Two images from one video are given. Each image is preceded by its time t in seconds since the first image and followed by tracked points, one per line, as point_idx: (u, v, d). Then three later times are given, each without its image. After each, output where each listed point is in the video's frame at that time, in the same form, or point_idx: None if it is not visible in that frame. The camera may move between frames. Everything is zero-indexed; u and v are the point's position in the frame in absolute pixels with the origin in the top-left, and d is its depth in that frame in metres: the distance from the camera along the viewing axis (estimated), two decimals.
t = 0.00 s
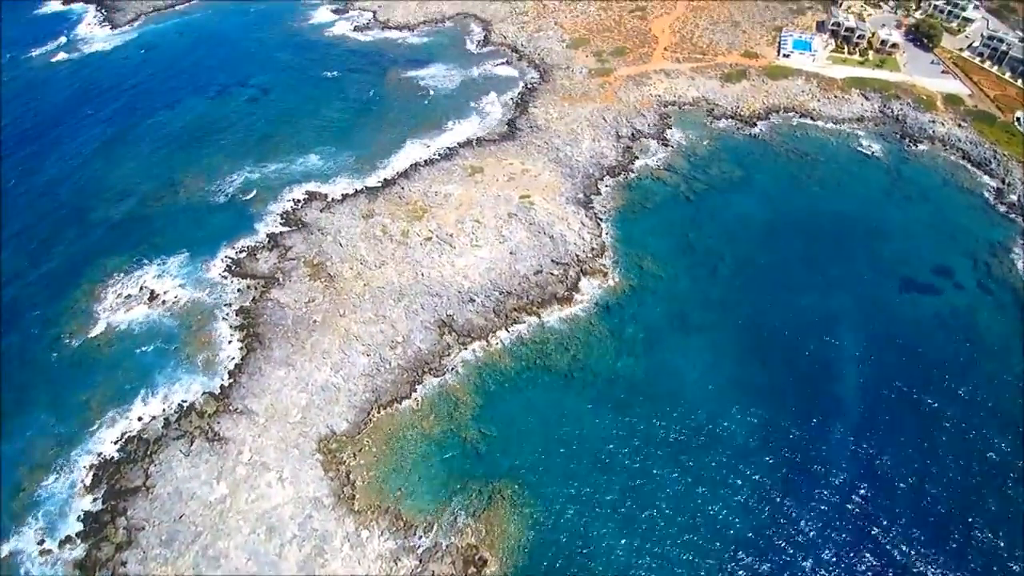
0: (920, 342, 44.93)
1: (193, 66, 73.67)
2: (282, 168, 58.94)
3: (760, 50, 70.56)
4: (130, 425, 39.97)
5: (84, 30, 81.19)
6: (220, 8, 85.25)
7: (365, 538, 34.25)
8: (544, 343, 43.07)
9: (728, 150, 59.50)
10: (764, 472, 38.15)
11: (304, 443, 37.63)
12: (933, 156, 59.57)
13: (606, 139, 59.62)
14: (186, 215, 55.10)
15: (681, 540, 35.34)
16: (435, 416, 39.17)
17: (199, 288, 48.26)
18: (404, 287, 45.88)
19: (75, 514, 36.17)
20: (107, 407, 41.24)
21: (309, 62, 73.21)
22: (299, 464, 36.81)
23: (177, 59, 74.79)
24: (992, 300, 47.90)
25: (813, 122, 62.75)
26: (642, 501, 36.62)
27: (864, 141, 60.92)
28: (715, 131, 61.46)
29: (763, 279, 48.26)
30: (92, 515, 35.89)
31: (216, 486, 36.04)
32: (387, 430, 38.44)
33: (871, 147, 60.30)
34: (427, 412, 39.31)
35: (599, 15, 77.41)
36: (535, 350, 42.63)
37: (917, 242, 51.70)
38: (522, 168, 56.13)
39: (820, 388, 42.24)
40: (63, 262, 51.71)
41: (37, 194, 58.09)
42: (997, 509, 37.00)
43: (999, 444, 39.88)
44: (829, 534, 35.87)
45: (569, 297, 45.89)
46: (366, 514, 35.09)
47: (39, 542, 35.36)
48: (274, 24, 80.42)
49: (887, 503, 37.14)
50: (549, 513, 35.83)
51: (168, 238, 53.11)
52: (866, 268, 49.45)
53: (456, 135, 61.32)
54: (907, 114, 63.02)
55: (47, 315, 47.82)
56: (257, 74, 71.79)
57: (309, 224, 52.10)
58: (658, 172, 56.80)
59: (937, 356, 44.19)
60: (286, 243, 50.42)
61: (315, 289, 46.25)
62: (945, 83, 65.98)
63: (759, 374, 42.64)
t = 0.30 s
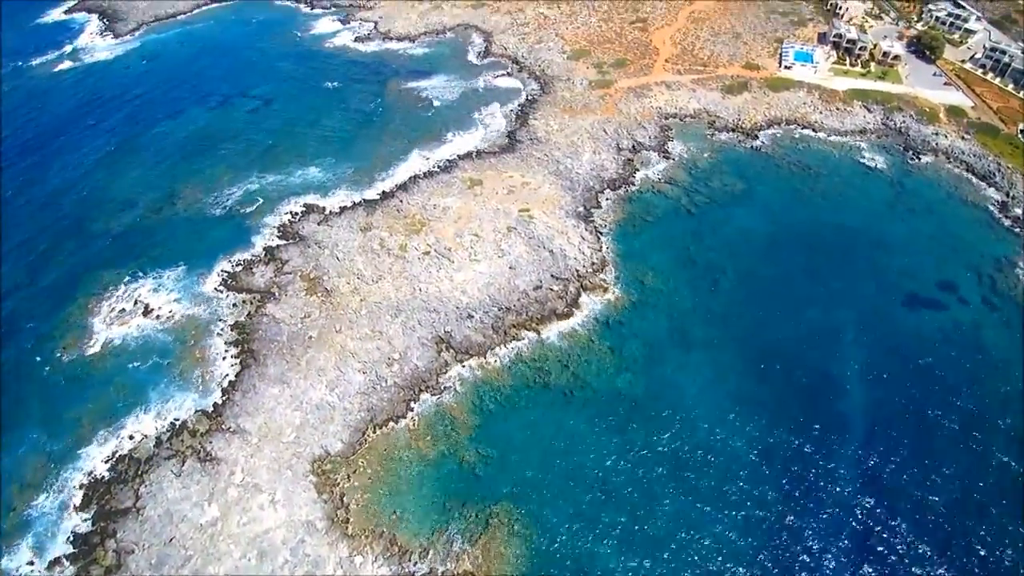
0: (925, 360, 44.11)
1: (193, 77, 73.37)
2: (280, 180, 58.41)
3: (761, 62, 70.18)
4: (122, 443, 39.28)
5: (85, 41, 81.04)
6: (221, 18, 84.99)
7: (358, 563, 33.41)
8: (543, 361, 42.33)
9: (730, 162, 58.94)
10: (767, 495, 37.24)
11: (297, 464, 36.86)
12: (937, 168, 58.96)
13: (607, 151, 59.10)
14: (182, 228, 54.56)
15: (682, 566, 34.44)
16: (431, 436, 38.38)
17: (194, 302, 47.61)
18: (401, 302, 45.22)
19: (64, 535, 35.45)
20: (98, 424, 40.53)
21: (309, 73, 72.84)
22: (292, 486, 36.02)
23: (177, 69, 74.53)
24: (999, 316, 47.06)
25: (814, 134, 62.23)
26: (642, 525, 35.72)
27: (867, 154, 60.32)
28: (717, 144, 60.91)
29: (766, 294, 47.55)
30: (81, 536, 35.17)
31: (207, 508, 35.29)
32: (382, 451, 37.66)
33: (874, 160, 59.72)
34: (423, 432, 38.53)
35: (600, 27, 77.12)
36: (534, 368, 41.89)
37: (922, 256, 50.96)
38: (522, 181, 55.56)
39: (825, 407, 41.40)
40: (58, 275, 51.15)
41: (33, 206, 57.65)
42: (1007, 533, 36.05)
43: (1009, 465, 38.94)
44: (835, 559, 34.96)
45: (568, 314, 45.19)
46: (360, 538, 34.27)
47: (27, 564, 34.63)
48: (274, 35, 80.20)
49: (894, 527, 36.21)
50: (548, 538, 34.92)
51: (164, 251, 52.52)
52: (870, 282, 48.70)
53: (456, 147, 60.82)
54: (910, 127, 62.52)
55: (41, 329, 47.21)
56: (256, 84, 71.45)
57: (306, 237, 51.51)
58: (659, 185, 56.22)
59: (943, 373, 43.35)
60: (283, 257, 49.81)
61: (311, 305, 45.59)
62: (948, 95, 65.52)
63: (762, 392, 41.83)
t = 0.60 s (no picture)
0: (932, 375, 43.28)
1: (192, 85, 72.93)
2: (278, 190, 57.86)
3: (762, 71, 69.69)
4: (113, 460, 38.60)
5: (85, 48, 80.69)
6: (222, 26, 84.60)
7: None
8: (542, 376, 41.64)
9: (731, 173, 58.34)
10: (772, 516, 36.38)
11: (291, 483, 36.15)
12: (941, 179, 58.33)
13: (607, 161, 58.52)
14: (179, 238, 53.99)
15: None
16: (428, 454, 37.64)
17: (189, 315, 46.95)
18: (398, 316, 44.57)
19: (53, 555, 34.75)
20: (90, 440, 39.85)
21: (308, 81, 72.38)
22: (285, 506, 35.30)
23: (176, 77, 74.19)
24: (1005, 329, 46.25)
25: (817, 143, 61.63)
26: (644, 548, 34.87)
27: (871, 164, 59.68)
28: (718, 154, 60.30)
29: (768, 307, 46.85)
30: (70, 557, 34.48)
31: (198, 529, 34.59)
32: (378, 469, 36.90)
33: (876, 171, 59.06)
34: (419, 451, 37.78)
35: (601, 35, 76.68)
36: (533, 384, 41.18)
37: (926, 269, 50.21)
38: (522, 192, 54.96)
39: (829, 424, 40.59)
40: (52, 287, 50.58)
41: (29, 216, 57.17)
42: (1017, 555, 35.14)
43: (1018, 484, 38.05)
44: None
45: (568, 328, 44.50)
46: (354, 560, 33.50)
47: None
48: (274, 43, 79.85)
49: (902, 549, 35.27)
50: (547, 561, 34.09)
51: (159, 263, 51.92)
52: (874, 295, 47.96)
53: (455, 157, 60.25)
54: (913, 136, 61.92)
55: (35, 341, 46.59)
56: (256, 93, 71.02)
57: (303, 249, 50.89)
58: (660, 195, 55.61)
59: (949, 389, 42.52)
60: (279, 269, 49.19)
61: (307, 318, 44.93)
62: (951, 104, 64.97)
63: (765, 409, 41.05)
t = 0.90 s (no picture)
0: (937, 389, 42.51)
1: (191, 91, 72.42)
2: (275, 199, 57.26)
3: (764, 78, 69.09)
4: (104, 475, 37.96)
5: (85, 54, 80.30)
6: (221, 31, 84.17)
7: None
8: (541, 391, 40.92)
9: (733, 182, 57.68)
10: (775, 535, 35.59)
11: (283, 502, 35.47)
12: (945, 188, 57.64)
13: (607, 170, 57.89)
14: (174, 247, 53.39)
15: None
16: (424, 471, 36.93)
17: (183, 326, 46.28)
18: (394, 329, 43.90)
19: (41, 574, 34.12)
20: (80, 455, 39.20)
21: (306, 88, 71.86)
22: (277, 525, 34.63)
23: (175, 83, 73.73)
24: (1012, 342, 45.48)
25: (819, 152, 60.96)
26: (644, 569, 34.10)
27: (874, 173, 59.00)
28: (720, 162, 59.66)
29: (771, 320, 46.07)
30: None
31: (189, 548, 33.97)
32: (372, 487, 36.19)
33: (880, 180, 58.36)
34: (415, 468, 37.06)
35: (601, 42, 76.13)
36: (531, 399, 40.46)
37: (930, 281, 49.44)
38: (521, 201, 54.32)
39: (833, 440, 39.79)
40: (46, 297, 50.03)
41: (25, 225, 56.71)
42: None
43: None
44: None
45: (567, 341, 43.83)
46: None
47: None
48: (274, 49, 79.39)
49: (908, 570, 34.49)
50: None
51: (154, 272, 51.30)
52: (878, 308, 47.18)
53: (453, 165, 59.63)
54: (917, 145, 61.28)
55: (27, 352, 46.01)
56: (254, 99, 70.49)
57: (299, 259, 50.25)
58: (660, 205, 54.94)
59: (956, 405, 41.67)
60: (275, 279, 48.55)
61: (302, 330, 44.26)
62: (955, 112, 64.33)
63: (768, 425, 40.26)
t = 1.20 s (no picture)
0: (943, 403, 41.73)
1: (189, 96, 71.82)
2: (271, 206, 56.60)
3: (766, 84, 68.46)
4: (94, 491, 37.26)
5: (82, 58, 79.75)
6: (221, 35, 83.62)
7: None
8: (540, 405, 40.21)
9: (735, 189, 56.99)
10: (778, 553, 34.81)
11: (275, 520, 34.75)
12: (949, 196, 56.93)
13: (607, 177, 57.23)
14: (169, 255, 52.74)
15: None
16: (419, 488, 36.22)
17: (176, 337, 45.58)
18: (390, 341, 43.21)
19: None
20: (71, 469, 38.52)
21: (305, 93, 71.27)
22: (269, 544, 33.91)
23: (173, 88, 73.19)
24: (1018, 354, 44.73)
25: (822, 159, 60.26)
26: None
27: (878, 181, 58.30)
28: (721, 170, 58.99)
29: (774, 332, 45.35)
30: None
31: (178, 568, 33.30)
32: (366, 505, 35.47)
33: (883, 188, 57.65)
34: (411, 485, 36.34)
35: (602, 47, 75.55)
36: (530, 413, 39.76)
37: (935, 291, 48.70)
38: (520, 209, 53.64)
39: (838, 455, 39.00)
40: (39, 306, 49.37)
41: (19, 233, 56.10)
42: None
43: None
44: None
45: (566, 353, 43.13)
46: None
47: None
48: (274, 53, 78.80)
49: None
50: None
51: (148, 281, 50.63)
52: (883, 319, 46.42)
53: (452, 172, 58.96)
54: (920, 151, 60.58)
55: (19, 363, 45.34)
56: (253, 105, 69.88)
57: (295, 268, 49.58)
58: (661, 213, 54.25)
59: (962, 419, 40.87)
60: (270, 289, 47.88)
61: (297, 341, 43.57)
62: (958, 118, 63.66)
63: (771, 440, 39.51)
